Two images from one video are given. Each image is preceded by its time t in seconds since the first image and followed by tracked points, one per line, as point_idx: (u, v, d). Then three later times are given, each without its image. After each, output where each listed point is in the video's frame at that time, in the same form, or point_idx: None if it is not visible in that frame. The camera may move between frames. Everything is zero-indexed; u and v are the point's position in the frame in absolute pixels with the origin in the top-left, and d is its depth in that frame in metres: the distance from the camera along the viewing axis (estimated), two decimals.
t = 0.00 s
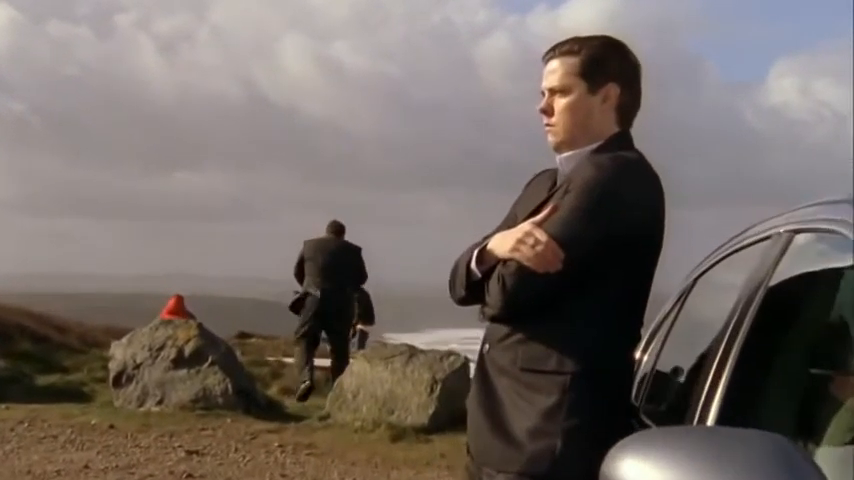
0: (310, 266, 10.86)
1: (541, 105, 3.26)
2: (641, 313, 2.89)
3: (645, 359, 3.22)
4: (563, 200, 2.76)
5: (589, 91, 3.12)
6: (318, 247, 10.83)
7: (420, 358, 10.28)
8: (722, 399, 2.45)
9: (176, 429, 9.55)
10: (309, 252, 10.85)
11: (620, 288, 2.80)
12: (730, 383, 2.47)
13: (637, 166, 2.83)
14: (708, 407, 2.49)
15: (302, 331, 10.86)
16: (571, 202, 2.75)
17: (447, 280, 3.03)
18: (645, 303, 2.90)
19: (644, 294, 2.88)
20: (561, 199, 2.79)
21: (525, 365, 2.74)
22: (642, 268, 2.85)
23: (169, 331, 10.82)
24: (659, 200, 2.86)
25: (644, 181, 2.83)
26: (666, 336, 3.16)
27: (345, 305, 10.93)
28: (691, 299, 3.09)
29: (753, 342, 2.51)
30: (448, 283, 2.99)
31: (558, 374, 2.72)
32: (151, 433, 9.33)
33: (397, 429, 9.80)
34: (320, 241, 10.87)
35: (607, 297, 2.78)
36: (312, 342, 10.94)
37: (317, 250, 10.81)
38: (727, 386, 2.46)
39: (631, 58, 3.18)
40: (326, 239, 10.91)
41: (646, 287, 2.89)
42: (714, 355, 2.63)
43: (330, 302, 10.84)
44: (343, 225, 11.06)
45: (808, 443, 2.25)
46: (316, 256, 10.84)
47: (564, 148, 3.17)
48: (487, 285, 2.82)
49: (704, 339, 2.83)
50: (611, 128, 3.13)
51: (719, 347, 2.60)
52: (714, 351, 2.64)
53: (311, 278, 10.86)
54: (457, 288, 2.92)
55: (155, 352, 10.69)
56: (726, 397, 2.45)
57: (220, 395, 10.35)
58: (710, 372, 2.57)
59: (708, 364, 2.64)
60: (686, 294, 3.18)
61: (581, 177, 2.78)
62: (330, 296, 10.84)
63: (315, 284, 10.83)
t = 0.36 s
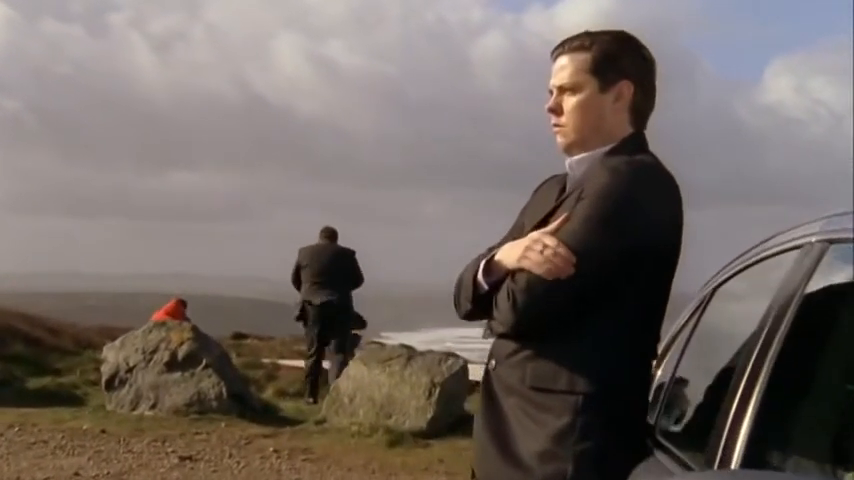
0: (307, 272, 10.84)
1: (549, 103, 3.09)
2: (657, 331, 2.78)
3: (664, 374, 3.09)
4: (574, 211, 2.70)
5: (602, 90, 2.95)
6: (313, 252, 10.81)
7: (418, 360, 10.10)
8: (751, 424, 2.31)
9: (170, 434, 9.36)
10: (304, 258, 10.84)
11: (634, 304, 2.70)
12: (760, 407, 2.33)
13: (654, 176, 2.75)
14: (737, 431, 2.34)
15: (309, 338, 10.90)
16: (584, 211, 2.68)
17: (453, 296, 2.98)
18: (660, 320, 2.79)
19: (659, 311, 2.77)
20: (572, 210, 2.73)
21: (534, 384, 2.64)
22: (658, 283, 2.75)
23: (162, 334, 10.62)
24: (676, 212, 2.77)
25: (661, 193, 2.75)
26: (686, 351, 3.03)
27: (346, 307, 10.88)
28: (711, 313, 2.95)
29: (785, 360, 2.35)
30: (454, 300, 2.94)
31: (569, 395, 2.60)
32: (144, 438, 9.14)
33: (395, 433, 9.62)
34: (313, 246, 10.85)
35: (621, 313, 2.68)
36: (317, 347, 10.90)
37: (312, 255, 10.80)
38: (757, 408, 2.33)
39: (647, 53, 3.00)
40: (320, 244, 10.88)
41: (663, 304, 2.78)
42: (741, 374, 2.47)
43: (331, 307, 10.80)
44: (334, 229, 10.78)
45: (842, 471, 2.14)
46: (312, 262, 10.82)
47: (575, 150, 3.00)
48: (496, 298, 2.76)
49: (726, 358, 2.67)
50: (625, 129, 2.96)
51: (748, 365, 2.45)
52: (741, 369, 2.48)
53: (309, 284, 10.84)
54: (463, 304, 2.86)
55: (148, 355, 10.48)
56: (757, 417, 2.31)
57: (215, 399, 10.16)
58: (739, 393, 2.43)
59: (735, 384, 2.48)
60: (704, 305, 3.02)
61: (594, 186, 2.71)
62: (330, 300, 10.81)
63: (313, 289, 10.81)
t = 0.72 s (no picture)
0: (305, 275, 10.60)
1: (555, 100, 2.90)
2: (674, 339, 2.65)
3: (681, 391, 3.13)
4: (584, 218, 2.54)
5: (612, 87, 2.76)
6: (312, 255, 10.58)
7: (414, 363, 9.90)
8: (788, 444, 2.14)
9: (161, 438, 9.16)
10: (303, 260, 10.61)
11: (648, 314, 2.56)
12: (798, 426, 2.16)
13: (669, 177, 2.58)
14: (768, 457, 2.17)
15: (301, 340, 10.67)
16: (597, 217, 2.51)
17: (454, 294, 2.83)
18: (678, 328, 2.65)
19: (676, 320, 2.62)
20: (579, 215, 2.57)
21: (542, 403, 2.53)
22: (675, 290, 2.60)
23: (154, 336, 10.43)
24: (694, 213, 2.61)
25: (677, 194, 2.58)
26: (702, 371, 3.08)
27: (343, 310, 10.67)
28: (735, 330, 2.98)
29: (822, 379, 2.19)
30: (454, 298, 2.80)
31: (580, 415, 2.49)
32: (134, 443, 8.95)
33: (391, 437, 9.43)
34: (313, 248, 10.61)
35: (633, 324, 2.55)
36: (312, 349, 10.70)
37: (311, 257, 10.57)
38: (794, 431, 2.16)
39: (662, 48, 2.81)
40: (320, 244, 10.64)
41: (680, 310, 2.64)
42: (774, 393, 2.30)
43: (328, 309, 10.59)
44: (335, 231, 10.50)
45: None
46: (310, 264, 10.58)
47: (582, 151, 2.82)
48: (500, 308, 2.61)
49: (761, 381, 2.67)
50: (636, 129, 2.78)
51: (780, 385, 2.29)
52: (773, 390, 2.32)
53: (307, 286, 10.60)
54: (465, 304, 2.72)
55: (139, 357, 10.30)
56: (791, 442, 2.14)
57: (207, 402, 9.97)
58: (772, 414, 2.25)
59: (765, 406, 2.32)
60: (721, 319, 3.06)
61: (605, 189, 2.54)
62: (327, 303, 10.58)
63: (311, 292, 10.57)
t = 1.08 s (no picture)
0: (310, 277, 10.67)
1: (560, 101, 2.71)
2: (689, 361, 2.48)
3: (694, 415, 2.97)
4: (590, 234, 2.37)
5: (622, 88, 2.57)
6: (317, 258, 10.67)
7: (406, 370, 9.72)
8: (827, 479, 2.05)
9: (146, 447, 8.98)
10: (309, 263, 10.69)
11: (661, 333, 2.40)
12: (838, 461, 2.06)
13: (683, 187, 2.41)
14: None
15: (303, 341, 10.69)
16: (605, 231, 2.34)
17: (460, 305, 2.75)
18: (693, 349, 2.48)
19: (692, 338, 2.46)
20: (586, 230, 2.40)
21: (546, 433, 2.37)
22: (690, 309, 2.43)
23: (140, 342, 10.21)
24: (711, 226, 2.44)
25: (691, 206, 2.40)
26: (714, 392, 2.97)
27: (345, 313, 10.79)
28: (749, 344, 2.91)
29: None
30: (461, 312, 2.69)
31: (589, 445, 2.33)
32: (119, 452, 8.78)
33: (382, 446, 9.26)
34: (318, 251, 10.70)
35: (645, 345, 2.38)
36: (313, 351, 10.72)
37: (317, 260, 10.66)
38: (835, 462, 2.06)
39: (675, 46, 2.62)
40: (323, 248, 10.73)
41: (695, 329, 2.47)
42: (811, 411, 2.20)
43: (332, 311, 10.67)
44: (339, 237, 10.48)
45: None
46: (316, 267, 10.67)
47: (589, 157, 2.64)
48: (502, 329, 2.45)
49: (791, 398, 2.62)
50: (646, 135, 2.60)
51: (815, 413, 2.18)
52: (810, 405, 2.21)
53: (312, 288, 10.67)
54: (477, 317, 2.63)
55: (124, 363, 10.07)
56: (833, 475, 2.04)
57: (195, 409, 9.76)
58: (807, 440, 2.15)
59: (800, 427, 2.22)
60: (740, 335, 2.93)
61: (613, 203, 2.37)
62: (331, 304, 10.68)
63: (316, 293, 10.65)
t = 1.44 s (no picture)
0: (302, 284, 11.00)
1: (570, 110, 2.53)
2: (710, 388, 2.40)
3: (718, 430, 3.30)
4: (611, 253, 2.26)
5: (638, 95, 2.38)
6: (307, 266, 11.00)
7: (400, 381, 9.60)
8: None
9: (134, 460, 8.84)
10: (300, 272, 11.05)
11: (683, 360, 2.31)
12: None
13: (708, 209, 2.32)
14: None
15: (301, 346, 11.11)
16: (628, 251, 2.24)
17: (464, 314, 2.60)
18: (709, 383, 2.39)
19: (713, 365, 2.38)
20: (605, 251, 2.28)
21: (559, 467, 2.26)
22: (711, 337, 2.34)
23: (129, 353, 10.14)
24: (736, 254, 2.36)
25: (717, 231, 2.32)
26: (744, 416, 3.25)
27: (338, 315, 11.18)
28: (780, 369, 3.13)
29: None
30: (465, 320, 2.56)
31: None
32: (107, 466, 8.64)
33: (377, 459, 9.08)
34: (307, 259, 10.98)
35: (666, 371, 2.29)
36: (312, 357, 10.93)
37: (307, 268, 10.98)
38: None
39: (695, 50, 2.44)
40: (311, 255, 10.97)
41: (718, 354, 2.40)
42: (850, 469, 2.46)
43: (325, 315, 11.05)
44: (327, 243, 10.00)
45: None
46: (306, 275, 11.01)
47: (602, 169, 2.45)
48: (508, 352, 2.31)
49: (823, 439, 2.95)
50: (665, 144, 2.41)
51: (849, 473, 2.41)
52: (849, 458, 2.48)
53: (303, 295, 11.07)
54: (482, 331, 2.49)
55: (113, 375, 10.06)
56: None
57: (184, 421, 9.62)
58: None
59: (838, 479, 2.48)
60: (767, 358, 3.15)
61: (635, 223, 2.27)
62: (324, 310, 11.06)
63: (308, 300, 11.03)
